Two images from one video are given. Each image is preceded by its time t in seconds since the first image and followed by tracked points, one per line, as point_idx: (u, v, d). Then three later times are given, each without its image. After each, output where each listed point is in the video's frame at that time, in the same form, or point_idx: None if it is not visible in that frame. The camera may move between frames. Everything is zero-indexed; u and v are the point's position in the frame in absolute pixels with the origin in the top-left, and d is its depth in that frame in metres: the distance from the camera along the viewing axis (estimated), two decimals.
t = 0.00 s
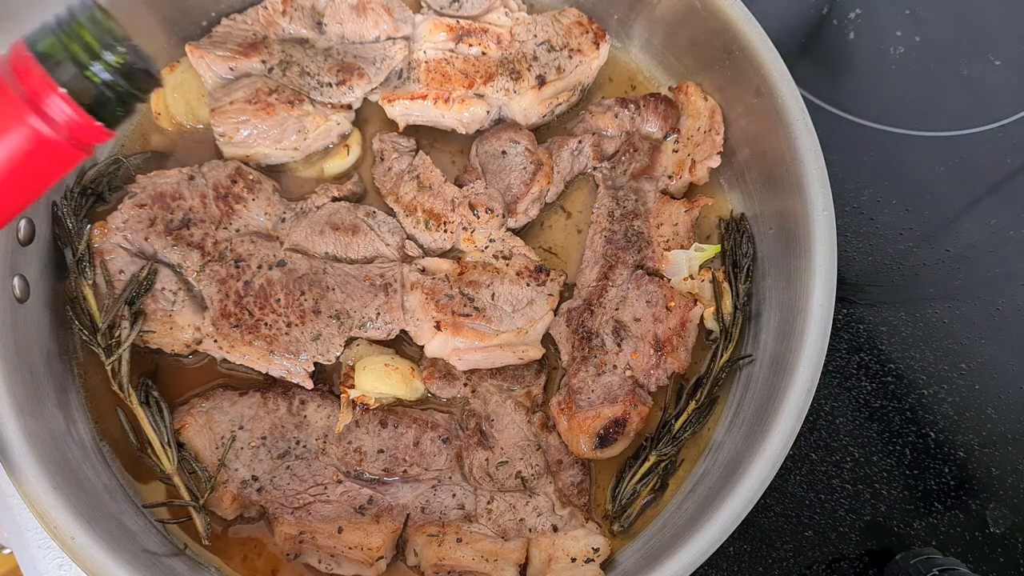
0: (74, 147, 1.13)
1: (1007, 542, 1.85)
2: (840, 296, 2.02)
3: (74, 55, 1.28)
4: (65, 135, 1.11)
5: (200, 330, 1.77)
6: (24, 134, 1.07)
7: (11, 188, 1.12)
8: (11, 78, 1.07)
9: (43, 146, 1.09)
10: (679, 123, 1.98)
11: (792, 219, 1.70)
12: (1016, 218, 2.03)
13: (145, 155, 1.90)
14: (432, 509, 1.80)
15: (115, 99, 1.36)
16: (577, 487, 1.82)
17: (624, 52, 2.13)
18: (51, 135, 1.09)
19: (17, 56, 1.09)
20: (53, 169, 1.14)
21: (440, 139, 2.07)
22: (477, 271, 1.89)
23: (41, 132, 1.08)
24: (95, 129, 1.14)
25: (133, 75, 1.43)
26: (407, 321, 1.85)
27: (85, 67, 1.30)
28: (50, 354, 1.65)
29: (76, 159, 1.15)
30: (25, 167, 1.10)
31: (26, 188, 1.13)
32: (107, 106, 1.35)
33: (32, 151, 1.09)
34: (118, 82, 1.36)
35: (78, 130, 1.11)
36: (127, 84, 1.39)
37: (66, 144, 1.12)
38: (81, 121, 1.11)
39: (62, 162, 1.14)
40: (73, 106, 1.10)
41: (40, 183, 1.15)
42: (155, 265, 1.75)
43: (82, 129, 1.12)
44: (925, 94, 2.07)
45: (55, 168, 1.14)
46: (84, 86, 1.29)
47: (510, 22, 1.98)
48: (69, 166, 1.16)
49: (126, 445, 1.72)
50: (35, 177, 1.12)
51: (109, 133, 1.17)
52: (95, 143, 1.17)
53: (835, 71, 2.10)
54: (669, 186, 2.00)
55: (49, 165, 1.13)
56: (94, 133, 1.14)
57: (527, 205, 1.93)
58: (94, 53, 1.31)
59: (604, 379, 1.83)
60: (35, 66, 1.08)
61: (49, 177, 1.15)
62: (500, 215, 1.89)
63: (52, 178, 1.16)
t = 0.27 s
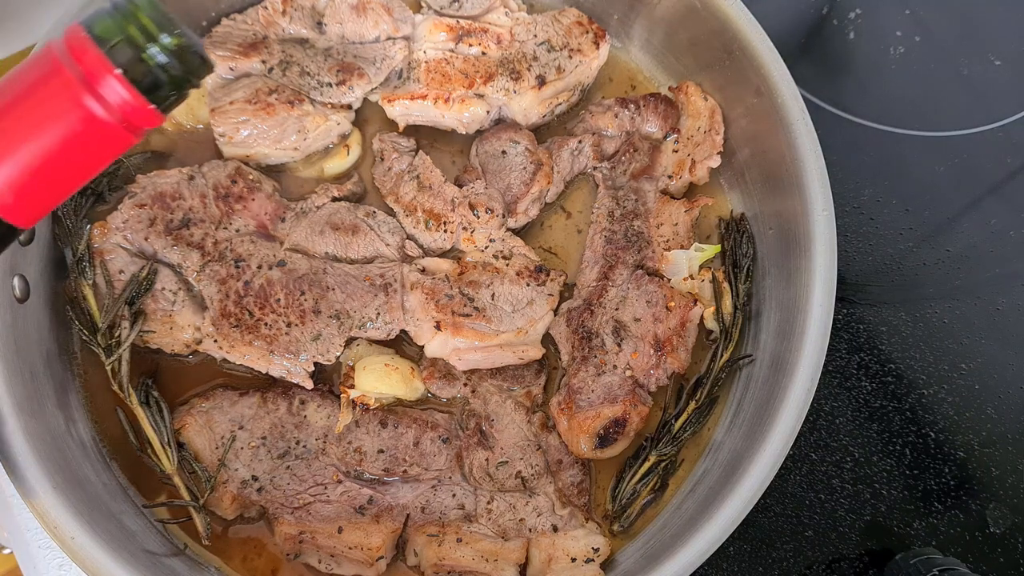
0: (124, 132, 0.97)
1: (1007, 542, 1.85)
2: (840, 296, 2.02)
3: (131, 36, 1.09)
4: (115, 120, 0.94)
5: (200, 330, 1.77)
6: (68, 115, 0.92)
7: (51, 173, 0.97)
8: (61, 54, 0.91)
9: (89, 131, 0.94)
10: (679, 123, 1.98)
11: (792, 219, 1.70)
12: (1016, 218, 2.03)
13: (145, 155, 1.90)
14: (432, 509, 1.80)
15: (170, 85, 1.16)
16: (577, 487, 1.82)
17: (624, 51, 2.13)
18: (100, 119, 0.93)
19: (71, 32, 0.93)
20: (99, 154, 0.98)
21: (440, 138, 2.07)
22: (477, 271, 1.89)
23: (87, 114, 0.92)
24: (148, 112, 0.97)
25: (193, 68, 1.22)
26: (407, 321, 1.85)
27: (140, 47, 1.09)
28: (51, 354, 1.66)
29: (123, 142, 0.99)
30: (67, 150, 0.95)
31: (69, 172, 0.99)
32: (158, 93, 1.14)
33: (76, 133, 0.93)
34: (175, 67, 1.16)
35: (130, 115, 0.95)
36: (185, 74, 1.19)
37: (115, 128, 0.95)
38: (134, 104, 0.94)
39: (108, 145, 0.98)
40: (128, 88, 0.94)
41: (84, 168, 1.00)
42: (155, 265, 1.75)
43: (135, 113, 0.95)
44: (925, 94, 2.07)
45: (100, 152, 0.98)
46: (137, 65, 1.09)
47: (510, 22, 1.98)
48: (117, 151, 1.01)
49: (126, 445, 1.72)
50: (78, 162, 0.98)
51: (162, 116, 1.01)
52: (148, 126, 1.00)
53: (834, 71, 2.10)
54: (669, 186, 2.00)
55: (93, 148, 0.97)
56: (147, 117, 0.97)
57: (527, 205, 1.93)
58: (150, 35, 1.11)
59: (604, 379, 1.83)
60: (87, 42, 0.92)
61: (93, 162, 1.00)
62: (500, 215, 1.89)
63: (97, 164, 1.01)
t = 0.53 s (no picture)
0: (177, 117, 0.91)
1: (1007, 542, 1.85)
2: (840, 296, 2.02)
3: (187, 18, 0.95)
4: (168, 106, 0.89)
5: (200, 330, 1.77)
6: (122, 98, 0.87)
7: (102, 157, 0.93)
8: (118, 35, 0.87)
9: (141, 115, 0.89)
10: (679, 123, 1.98)
11: (792, 219, 1.70)
12: (1016, 218, 2.03)
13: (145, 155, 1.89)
14: (432, 509, 1.80)
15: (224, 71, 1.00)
16: (577, 487, 1.82)
17: (624, 51, 2.12)
18: (154, 104, 0.88)
19: (128, 12, 0.89)
20: (151, 141, 0.93)
21: (440, 138, 2.07)
22: (477, 271, 1.89)
23: (141, 97, 0.87)
24: (201, 98, 0.92)
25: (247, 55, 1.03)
26: (407, 321, 1.85)
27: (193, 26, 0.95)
28: (51, 354, 1.65)
29: (175, 129, 0.94)
30: (119, 135, 0.90)
31: (119, 159, 0.94)
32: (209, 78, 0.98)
33: (129, 117, 0.88)
34: (229, 56, 1.00)
35: (183, 99, 0.90)
36: (241, 63, 1.03)
37: (169, 112, 0.90)
38: (189, 89, 0.89)
39: (161, 132, 0.92)
40: (185, 72, 0.89)
41: (134, 155, 0.95)
42: (155, 264, 1.75)
43: (188, 98, 0.90)
44: (925, 94, 2.07)
45: (149, 139, 0.93)
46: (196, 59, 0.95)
47: (510, 22, 1.98)
48: (168, 138, 0.95)
49: (126, 446, 1.72)
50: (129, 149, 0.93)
51: (215, 104, 0.95)
52: (199, 113, 0.95)
53: (834, 71, 2.10)
54: (669, 186, 2.00)
55: (145, 133, 0.91)
56: (200, 103, 0.92)
57: (527, 205, 1.93)
58: (206, 17, 0.96)
59: (604, 378, 1.83)
60: (145, 24, 0.88)
61: (144, 149, 0.94)
62: (500, 215, 1.89)
63: (147, 150, 0.95)
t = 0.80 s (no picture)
0: (224, 99, 0.94)
1: (1007, 542, 1.86)
2: (840, 296, 2.01)
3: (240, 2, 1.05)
4: (217, 88, 0.92)
5: (200, 330, 1.77)
6: (173, 77, 0.90)
7: (151, 136, 0.97)
8: (170, 16, 0.90)
9: (192, 96, 0.92)
10: (679, 123, 1.98)
11: (792, 218, 1.70)
12: (1016, 218, 2.03)
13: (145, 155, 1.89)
14: (432, 509, 1.80)
15: (271, 52, 1.10)
16: (577, 487, 1.82)
17: (624, 51, 2.12)
18: (203, 85, 0.91)
19: None
20: (198, 120, 0.97)
21: (440, 138, 2.07)
22: (477, 271, 1.89)
23: (192, 76, 0.90)
24: (250, 80, 0.94)
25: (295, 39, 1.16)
26: (407, 320, 1.85)
27: (248, 11, 1.05)
28: (51, 355, 1.62)
29: (224, 109, 0.97)
30: (170, 112, 0.95)
31: (166, 137, 0.98)
32: (258, 58, 1.09)
33: (179, 96, 0.92)
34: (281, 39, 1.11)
35: (232, 81, 0.92)
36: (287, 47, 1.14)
37: (217, 93, 0.93)
38: (238, 72, 0.91)
39: (210, 110, 0.96)
40: (234, 54, 0.91)
41: (183, 132, 0.99)
42: (155, 264, 1.74)
43: (236, 80, 0.92)
44: (926, 94, 2.07)
45: (196, 117, 0.96)
46: (249, 41, 1.06)
47: (510, 22, 1.98)
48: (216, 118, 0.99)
49: (126, 446, 1.72)
50: (179, 126, 0.97)
51: (261, 86, 0.98)
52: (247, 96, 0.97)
53: (834, 71, 2.10)
54: (669, 186, 2.00)
55: (194, 112, 0.95)
56: (248, 85, 0.94)
57: (527, 205, 1.93)
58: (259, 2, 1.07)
59: (604, 378, 1.83)
60: (196, 6, 0.90)
61: (193, 126, 0.98)
62: (500, 215, 1.89)
63: (195, 129, 0.99)
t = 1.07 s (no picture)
0: (284, 69, 0.93)
1: (1008, 543, 1.86)
2: (840, 296, 2.01)
3: None
4: (280, 56, 0.91)
5: (200, 330, 1.77)
6: (235, 42, 0.88)
7: (210, 106, 0.94)
8: None
9: (255, 64, 0.91)
10: (679, 123, 1.98)
11: (792, 218, 1.70)
12: (1016, 218, 2.03)
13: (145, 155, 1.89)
14: (432, 509, 1.80)
15: (332, 24, 1.11)
16: (577, 487, 1.82)
17: (624, 51, 2.12)
18: (267, 53, 0.90)
19: None
20: (258, 91, 0.95)
21: (440, 138, 2.07)
22: (477, 271, 1.89)
23: (255, 43, 0.89)
24: (310, 53, 0.93)
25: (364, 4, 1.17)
26: (407, 320, 1.85)
27: None
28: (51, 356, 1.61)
29: (282, 81, 0.95)
30: (230, 81, 0.92)
31: (225, 108, 0.95)
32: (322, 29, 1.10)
33: (241, 63, 0.90)
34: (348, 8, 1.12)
35: (293, 51, 0.91)
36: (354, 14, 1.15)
37: (278, 61, 0.91)
38: (300, 41, 0.91)
39: (269, 81, 0.94)
40: (297, 24, 0.90)
41: (239, 106, 0.96)
42: (155, 264, 1.74)
43: (298, 50, 0.91)
44: (925, 94, 2.07)
45: (253, 89, 0.94)
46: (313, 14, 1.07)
47: (510, 22, 1.97)
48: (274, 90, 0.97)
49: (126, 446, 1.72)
50: (236, 98, 0.95)
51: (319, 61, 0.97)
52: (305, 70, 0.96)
53: (834, 71, 2.10)
54: (669, 186, 2.00)
55: (253, 83, 0.93)
56: (308, 57, 0.93)
57: (527, 205, 1.93)
58: None
59: (604, 378, 1.83)
60: None
61: (250, 98, 0.96)
62: (500, 215, 1.89)
63: (251, 101, 0.97)
